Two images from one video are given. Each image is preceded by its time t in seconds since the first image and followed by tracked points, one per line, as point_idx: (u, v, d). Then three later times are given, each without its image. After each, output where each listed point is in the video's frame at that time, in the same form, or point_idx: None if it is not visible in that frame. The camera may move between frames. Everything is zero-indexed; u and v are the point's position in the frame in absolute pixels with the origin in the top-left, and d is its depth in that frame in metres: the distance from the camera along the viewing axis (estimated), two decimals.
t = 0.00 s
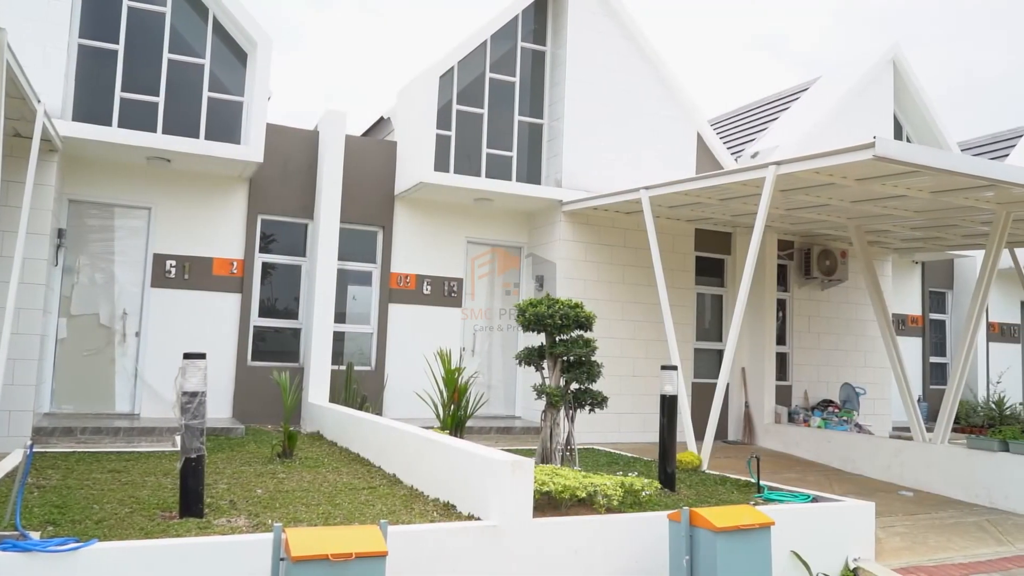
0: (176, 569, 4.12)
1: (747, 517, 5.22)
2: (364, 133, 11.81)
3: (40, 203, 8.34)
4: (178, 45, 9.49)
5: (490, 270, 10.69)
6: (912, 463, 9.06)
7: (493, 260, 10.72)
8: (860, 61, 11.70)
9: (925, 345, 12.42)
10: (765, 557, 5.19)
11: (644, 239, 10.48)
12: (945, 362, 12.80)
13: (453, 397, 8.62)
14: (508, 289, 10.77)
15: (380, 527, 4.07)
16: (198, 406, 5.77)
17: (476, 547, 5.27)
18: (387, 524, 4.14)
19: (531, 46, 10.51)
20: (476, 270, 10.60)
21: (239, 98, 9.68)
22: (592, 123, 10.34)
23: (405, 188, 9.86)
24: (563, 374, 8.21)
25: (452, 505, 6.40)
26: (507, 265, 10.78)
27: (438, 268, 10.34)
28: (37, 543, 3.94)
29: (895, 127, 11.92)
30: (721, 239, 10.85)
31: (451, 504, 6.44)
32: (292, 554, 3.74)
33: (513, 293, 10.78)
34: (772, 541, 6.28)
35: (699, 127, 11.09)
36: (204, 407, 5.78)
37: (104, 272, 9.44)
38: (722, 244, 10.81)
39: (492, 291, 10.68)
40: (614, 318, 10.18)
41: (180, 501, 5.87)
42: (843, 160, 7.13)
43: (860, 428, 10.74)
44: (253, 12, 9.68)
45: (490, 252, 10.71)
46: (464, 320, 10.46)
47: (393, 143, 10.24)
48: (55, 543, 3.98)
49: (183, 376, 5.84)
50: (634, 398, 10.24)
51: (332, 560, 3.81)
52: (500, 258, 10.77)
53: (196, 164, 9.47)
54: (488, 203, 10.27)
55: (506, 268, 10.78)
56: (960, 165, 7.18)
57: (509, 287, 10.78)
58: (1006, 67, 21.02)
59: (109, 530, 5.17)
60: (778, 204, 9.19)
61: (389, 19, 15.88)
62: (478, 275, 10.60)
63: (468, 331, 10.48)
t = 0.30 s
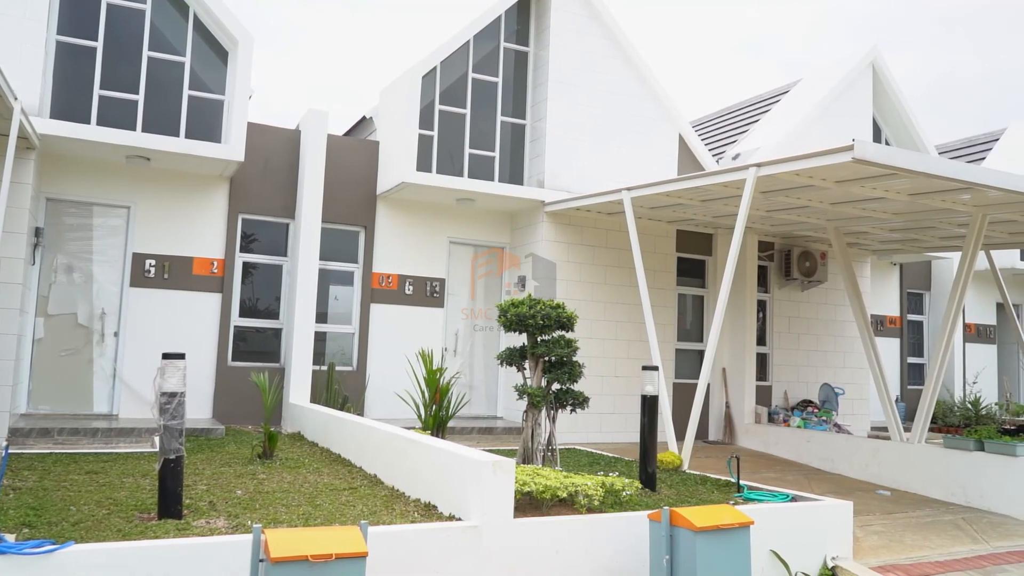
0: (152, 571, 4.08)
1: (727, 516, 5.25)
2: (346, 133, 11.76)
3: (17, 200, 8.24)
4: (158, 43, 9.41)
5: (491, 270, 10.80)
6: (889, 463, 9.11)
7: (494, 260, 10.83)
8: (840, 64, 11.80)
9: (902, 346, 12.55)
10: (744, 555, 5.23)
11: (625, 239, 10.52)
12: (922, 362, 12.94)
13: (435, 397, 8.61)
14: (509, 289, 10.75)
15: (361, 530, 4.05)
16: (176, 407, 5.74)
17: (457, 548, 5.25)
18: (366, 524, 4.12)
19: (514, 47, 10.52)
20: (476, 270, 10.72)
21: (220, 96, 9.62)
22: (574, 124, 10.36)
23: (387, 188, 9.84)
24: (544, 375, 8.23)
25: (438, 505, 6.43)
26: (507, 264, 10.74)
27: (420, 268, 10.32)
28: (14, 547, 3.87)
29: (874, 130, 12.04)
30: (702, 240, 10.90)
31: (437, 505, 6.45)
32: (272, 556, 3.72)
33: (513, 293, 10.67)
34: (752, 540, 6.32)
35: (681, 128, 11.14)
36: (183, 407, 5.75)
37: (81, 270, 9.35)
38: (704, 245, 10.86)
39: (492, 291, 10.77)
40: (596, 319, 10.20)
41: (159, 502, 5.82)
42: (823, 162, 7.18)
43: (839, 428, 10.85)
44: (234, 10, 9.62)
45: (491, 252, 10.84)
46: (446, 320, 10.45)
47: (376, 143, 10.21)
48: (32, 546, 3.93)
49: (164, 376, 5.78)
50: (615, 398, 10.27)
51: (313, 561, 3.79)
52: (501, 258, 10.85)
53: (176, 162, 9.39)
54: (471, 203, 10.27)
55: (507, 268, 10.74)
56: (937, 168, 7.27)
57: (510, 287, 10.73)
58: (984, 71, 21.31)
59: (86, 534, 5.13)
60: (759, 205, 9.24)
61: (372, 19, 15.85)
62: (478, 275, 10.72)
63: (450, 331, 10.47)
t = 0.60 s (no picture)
0: (126, 572, 4.04)
1: (706, 515, 5.27)
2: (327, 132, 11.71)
3: None
4: (136, 40, 9.32)
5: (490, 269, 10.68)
6: (865, 462, 9.20)
7: (493, 259, 10.69)
8: (819, 67, 11.91)
9: (879, 347, 12.68)
10: (723, 553, 5.25)
11: (607, 240, 10.55)
12: (898, 363, 13.09)
13: (415, 398, 8.60)
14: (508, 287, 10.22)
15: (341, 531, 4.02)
16: (153, 407, 5.68)
17: (437, 548, 5.24)
18: (346, 525, 4.10)
19: (496, 47, 10.52)
20: (477, 271, 10.81)
21: (199, 95, 9.55)
22: (556, 124, 10.38)
23: (368, 187, 9.81)
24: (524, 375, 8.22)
25: (418, 507, 6.40)
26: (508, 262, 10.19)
27: (402, 269, 10.29)
28: None
29: (852, 132, 12.16)
30: (683, 241, 10.96)
31: (417, 506, 6.43)
32: (250, 557, 3.68)
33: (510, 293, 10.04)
34: (730, 539, 6.36)
35: (662, 130, 11.20)
36: (161, 408, 5.70)
37: (58, 269, 9.25)
38: (685, 247, 10.92)
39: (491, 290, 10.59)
40: (577, 320, 10.23)
41: (135, 504, 5.74)
42: (801, 165, 7.23)
43: (817, 427, 10.94)
44: (214, 8, 9.56)
45: (491, 252, 10.75)
46: (427, 320, 10.43)
47: (357, 142, 10.16)
48: (6, 548, 3.88)
49: (140, 376, 5.73)
50: (596, 398, 10.30)
51: (291, 562, 3.76)
52: (501, 256, 10.55)
53: (155, 161, 9.30)
54: (452, 203, 10.25)
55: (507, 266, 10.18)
56: (913, 171, 7.35)
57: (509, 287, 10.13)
58: (960, 75, 21.59)
59: (62, 536, 5.07)
60: (738, 207, 9.30)
61: (353, 17, 15.80)
62: (478, 275, 10.83)
63: (431, 331, 10.45)
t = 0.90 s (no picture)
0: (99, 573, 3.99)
1: (684, 514, 5.29)
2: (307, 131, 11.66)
3: None
4: (114, 37, 9.22)
5: (489, 270, 10.11)
6: (842, 462, 9.28)
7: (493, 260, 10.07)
8: (797, 70, 12.02)
9: (856, 347, 12.81)
10: (701, 552, 5.28)
11: (587, 240, 10.58)
12: (875, 363, 13.24)
13: (395, 398, 8.57)
14: (507, 289, 9.96)
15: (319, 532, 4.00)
16: (129, 408, 5.63)
17: (415, 547, 5.22)
18: (324, 525, 4.08)
19: (477, 47, 10.52)
20: (477, 266, 10.58)
21: (177, 92, 9.46)
22: (537, 124, 10.39)
23: (348, 187, 9.77)
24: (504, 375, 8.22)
25: (397, 507, 6.39)
26: (506, 264, 9.97)
27: (382, 268, 10.26)
28: None
29: (830, 135, 12.29)
30: (663, 242, 11.01)
31: (396, 506, 6.41)
32: (226, 558, 3.64)
33: (512, 294, 9.94)
34: (708, 538, 6.39)
35: (642, 131, 11.26)
36: (136, 408, 5.65)
37: (32, 268, 9.14)
38: (665, 247, 10.96)
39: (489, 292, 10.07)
40: (558, 320, 10.25)
41: (110, 505, 5.65)
42: (779, 166, 7.28)
43: (795, 427, 11.04)
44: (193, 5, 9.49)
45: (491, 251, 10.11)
46: (407, 320, 10.41)
47: (337, 141, 10.12)
48: None
49: (115, 375, 5.67)
50: (576, 398, 10.32)
51: (268, 562, 3.73)
52: (500, 257, 10.02)
53: (132, 158, 9.20)
54: (433, 203, 10.23)
55: (506, 267, 9.96)
56: (889, 173, 7.42)
57: (509, 288, 9.98)
58: (937, 79, 21.86)
59: (35, 538, 4.99)
60: (718, 208, 9.36)
61: (334, 16, 15.75)
62: (478, 271, 10.54)
63: (411, 331, 10.43)
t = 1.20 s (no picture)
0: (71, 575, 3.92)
1: (662, 514, 5.31)
2: (286, 129, 11.58)
3: None
4: (89, 32, 9.11)
5: (490, 270, 9.94)
6: (819, 461, 9.36)
7: (493, 260, 9.96)
8: (776, 73, 12.12)
9: (833, 348, 12.94)
10: (678, 551, 5.30)
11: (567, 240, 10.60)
12: (851, 364, 13.37)
13: (374, 398, 8.53)
14: (508, 289, 10.06)
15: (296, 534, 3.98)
16: (103, 408, 5.56)
17: (392, 548, 5.19)
18: (301, 526, 4.06)
19: (458, 46, 10.50)
20: (476, 270, 9.92)
21: (155, 89, 9.36)
22: (517, 125, 10.39)
23: (327, 185, 9.72)
24: (483, 375, 8.20)
25: (374, 507, 6.38)
26: (507, 264, 10.09)
27: (362, 268, 10.21)
28: None
29: (809, 138, 12.40)
30: (643, 242, 11.06)
31: (373, 507, 6.40)
32: (202, 560, 3.60)
33: (513, 294, 10.09)
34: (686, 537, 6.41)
35: (623, 132, 11.30)
36: (110, 408, 5.59)
37: (4, 266, 8.99)
38: (644, 247, 11.01)
39: (491, 291, 9.94)
40: (538, 320, 10.26)
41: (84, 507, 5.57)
42: (757, 168, 7.33)
43: (773, 427, 11.13)
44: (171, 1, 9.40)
45: (491, 252, 9.97)
46: (387, 320, 10.37)
47: (317, 140, 10.07)
48: None
49: (89, 375, 5.61)
50: (556, 398, 10.33)
51: (244, 564, 3.70)
52: (500, 258, 10.04)
53: (108, 156, 9.10)
54: (413, 202, 10.20)
55: (506, 268, 10.07)
56: (865, 176, 7.49)
57: (509, 287, 10.09)
58: (914, 83, 22.11)
59: (6, 540, 4.91)
60: (697, 209, 9.42)
61: (314, 13, 15.65)
62: (478, 275, 9.92)
63: (391, 331, 10.39)
